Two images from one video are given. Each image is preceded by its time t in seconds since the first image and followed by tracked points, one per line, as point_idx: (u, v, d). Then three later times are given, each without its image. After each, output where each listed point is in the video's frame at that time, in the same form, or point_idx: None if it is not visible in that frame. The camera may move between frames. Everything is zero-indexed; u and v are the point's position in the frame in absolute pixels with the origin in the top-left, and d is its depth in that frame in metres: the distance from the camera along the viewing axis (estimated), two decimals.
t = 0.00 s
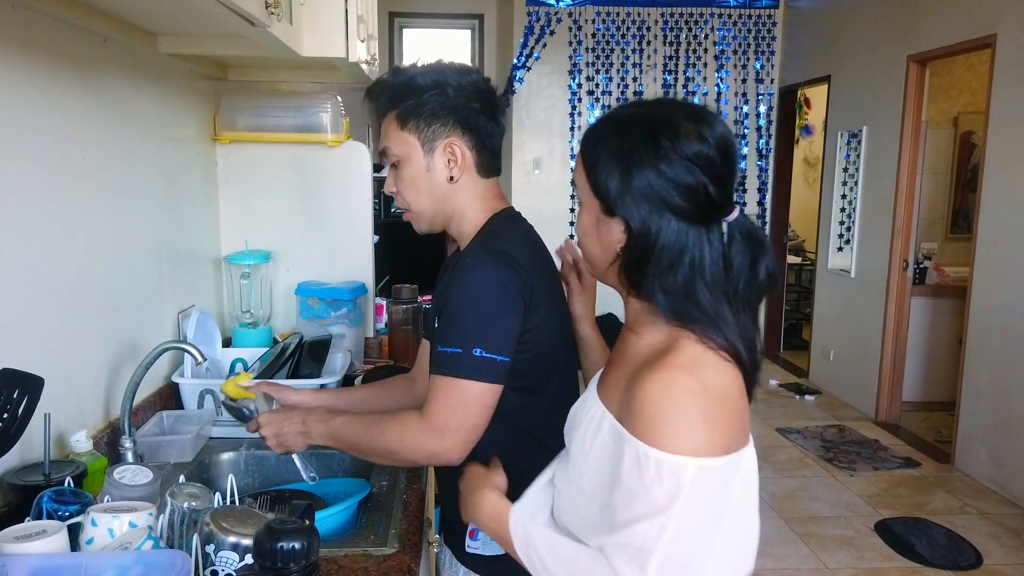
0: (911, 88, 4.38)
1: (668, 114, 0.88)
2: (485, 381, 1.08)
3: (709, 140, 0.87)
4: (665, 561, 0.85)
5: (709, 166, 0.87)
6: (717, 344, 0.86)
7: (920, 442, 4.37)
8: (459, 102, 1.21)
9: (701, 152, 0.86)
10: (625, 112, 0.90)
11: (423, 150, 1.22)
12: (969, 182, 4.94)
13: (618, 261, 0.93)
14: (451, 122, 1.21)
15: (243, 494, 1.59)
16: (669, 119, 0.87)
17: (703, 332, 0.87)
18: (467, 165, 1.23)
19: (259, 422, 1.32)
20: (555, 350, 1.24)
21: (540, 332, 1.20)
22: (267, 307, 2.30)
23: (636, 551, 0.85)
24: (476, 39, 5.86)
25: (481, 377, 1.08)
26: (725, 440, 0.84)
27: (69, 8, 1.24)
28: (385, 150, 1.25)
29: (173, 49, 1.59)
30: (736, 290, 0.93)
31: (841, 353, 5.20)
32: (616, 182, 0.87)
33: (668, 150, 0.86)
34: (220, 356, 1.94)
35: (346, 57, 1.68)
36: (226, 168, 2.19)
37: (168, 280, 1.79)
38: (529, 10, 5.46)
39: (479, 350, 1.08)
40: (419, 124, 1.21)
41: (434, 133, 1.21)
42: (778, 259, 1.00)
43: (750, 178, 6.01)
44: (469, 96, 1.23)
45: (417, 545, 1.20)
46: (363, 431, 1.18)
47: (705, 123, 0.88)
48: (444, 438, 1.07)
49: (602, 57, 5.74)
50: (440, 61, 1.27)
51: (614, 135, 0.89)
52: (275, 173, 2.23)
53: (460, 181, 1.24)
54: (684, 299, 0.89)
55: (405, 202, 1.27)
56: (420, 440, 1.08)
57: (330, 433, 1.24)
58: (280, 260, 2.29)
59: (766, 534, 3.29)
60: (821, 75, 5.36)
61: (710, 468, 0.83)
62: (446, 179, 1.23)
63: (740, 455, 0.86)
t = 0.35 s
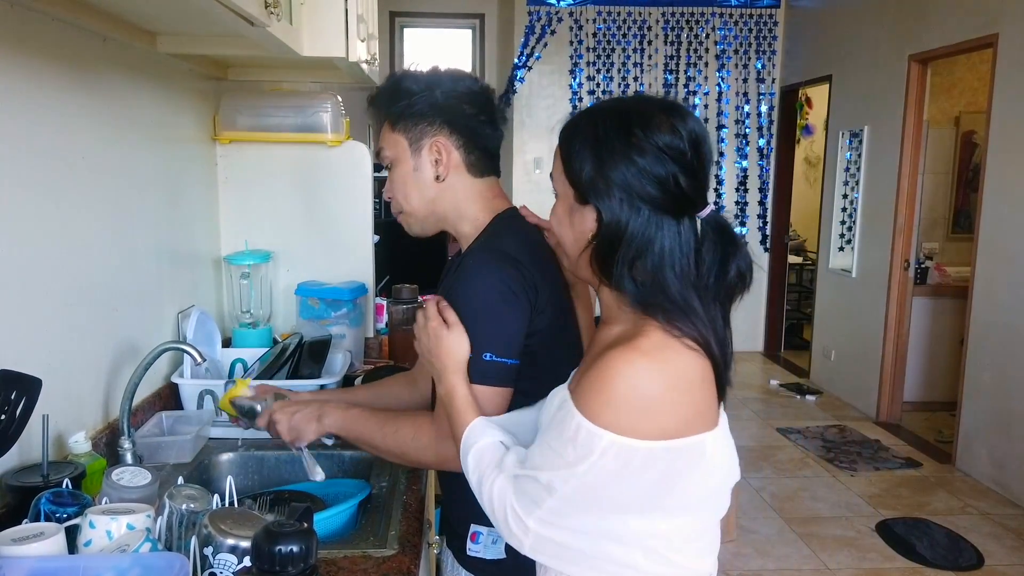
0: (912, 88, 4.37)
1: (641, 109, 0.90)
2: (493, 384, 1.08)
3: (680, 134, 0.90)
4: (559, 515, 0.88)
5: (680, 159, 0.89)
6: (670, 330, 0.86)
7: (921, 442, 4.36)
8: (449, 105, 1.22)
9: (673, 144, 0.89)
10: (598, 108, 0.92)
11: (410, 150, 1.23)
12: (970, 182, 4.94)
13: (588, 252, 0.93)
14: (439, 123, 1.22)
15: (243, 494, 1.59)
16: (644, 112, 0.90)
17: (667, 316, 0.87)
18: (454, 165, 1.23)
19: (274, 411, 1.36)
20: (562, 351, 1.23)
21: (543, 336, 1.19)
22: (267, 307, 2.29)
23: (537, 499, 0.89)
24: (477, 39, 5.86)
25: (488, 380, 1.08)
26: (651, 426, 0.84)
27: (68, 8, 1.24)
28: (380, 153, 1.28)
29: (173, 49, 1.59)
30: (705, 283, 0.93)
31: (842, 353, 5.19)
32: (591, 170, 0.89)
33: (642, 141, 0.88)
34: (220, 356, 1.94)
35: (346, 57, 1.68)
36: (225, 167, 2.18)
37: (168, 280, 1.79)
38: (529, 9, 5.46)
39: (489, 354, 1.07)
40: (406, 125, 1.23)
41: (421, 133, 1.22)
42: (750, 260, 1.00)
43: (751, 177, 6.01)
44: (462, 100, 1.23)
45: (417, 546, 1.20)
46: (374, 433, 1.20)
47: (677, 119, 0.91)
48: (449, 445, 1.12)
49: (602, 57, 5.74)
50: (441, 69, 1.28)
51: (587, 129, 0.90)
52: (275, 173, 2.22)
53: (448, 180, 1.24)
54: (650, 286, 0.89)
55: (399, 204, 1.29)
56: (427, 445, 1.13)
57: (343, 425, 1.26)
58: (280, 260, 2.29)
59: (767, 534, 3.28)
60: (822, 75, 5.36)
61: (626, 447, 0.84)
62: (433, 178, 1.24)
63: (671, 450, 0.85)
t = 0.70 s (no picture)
0: (914, 86, 4.37)
1: (627, 110, 0.88)
2: (468, 373, 1.08)
3: (666, 139, 0.87)
4: (544, 519, 0.85)
5: (663, 165, 0.87)
6: (646, 324, 0.85)
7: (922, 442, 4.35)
8: (419, 123, 1.22)
9: (657, 149, 0.87)
10: (585, 107, 0.90)
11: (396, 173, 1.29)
12: (971, 181, 4.93)
13: (568, 248, 0.93)
14: (413, 148, 1.23)
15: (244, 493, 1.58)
16: (630, 114, 0.88)
17: (644, 316, 0.86)
18: (430, 183, 1.25)
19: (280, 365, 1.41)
20: (553, 342, 1.22)
21: (531, 327, 1.19)
22: (268, 307, 2.29)
23: (520, 502, 0.86)
24: (478, 39, 5.85)
25: (462, 368, 1.08)
26: (629, 418, 0.83)
27: (67, 6, 1.23)
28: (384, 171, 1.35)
29: (173, 48, 1.58)
30: (686, 287, 0.91)
31: (844, 353, 5.18)
32: (574, 169, 0.88)
33: (626, 145, 0.86)
34: (221, 355, 1.93)
35: (347, 56, 1.68)
36: (226, 166, 2.18)
37: (169, 279, 1.79)
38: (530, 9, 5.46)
39: (462, 343, 1.09)
40: (388, 148, 1.28)
41: (399, 157, 1.27)
42: (736, 267, 0.98)
43: (752, 177, 6.00)
44: (439, 111, 1.22)
45: (418, 546, 1.19)
46: (358, 400, 1.24)
47: (664, 123, 0.89)
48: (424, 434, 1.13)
49: (604, 56, 5.74)
50: (421, 77, 1.26)
51: (572, 127, 0.89)
52: (275, 172, 2.22)
53: (428, 197, 1.27)
54: (627, 286, 0.88)
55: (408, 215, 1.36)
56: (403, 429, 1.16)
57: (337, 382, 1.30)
58: (280, 260, 2.29)
59: (768, 534, 3.28)
60: (823, 74, 5.35)
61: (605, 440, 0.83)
62: (417, 197, 1.28)
63: (650, 440, 0.85)
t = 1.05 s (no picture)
0: (915, 87, 4.36)
1: (601, 115, 0.89)
2: (475, 372, 1.11)
3: (642, 138, 0.88)
4: (540, 512, 0.85)
5: (645, 163, 0.88)
6: (644, 320, 0.86)
7: (923, 443, 4.35)
8: (445, 116, 1.22)
9: (636, 149, 0.87)
10: (559, 117, 0.91)
11: (414, 163, 1.25)
12: (972, 181, 4.93)
13: (564, 261, 0.93)
14: (439, 137, 1.23)
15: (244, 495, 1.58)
16: (603, 120, 0.88)
17: (641, 311, 0.87)
18: (456, 175, 1.24)
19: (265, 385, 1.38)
20: (551, 341, 1.22)
21: (529, 324, 1.18)
22: (268, 307, 2.29)
23: (516, 494, 0.86)
24: (479, 39, 5.85)
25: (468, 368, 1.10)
26: (626, 410, 0.84)
27: (65, 7, 1.23)
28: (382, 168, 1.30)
29: (172, 48, 1.58)
30: (684, 277, 0.93)
31: (845, 353, 5.18)
32: (559, 185, 0.87)
33: (605, 152, 0.87)
34: (221, 356, 1.93)
35: (346, 56, 1.68)
36: (225, 167, 2.17)
37: (168, 280, 1.79)
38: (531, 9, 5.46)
39: (468, 341, 1.11)
40: (408, 140, 1.24)
41: (423, 147, 1.23)
42: (727, 247, 1.00)
43: (753, 177, 6.00)
44: (455, 109, 1.23)
45: (416, 547, 1.20)
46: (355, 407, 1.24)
47: (638, 122, 0.90)
48: (431, 430, 1.15)
49: (604, 57, 5.73)
50: (430, 78, 1.28)
51: (550, 140, 0.89)
52: (275, 173, 2.22)
53: (452, 189, 1.25)
54: (625, 285, 0.89)
55: (406, 217, 1.31)
56: (409, 431, 1.16)
57: (327, 401, 1.30)
58: (280, 260, 2.29)
59: (768, 535, 3.27)
60: (824, 75, 5.34)
61: (602, 428, 0.83)
62: (437, 189, 1.25)
63: (644, 433, 0.85)
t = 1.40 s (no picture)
0: (920, 87, 4.34)
1: (584, 119, 0.90)
2: (489, 389, 1.08)
3: (627, 138, 0.89)
4: (547, 517, 0.84)
5: (631, 162, 0.89)
6: (636, 318, 0.86)
7: (928, 444, 4.34)
8: (463, 108, 1.23)
9: (622, 148, 0.88)
10: (544, 125, 0.92)
11: (435, 158, 1.22)
12: (977, 182, 4.91)
13: (556, 266, 0.93)
14: (462, 130, 1.23)
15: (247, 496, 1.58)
16: (587, 124, 0.90)
17: (634, 308, 0.87)
18: (479, 173, 1.23)
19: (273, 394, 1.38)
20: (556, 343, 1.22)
21: (554, 336, 1.12)
22: (272, 309, 2.28)
23: (523, 500, 0.86)
24: (482, 40, 5.85)
25: (485, 385, 1.07)
26: (624, 406, 0.84)
27: (69, 9, 1.23)
28: (392, 160, 1.25)
29: (176, 49, 1.58)
30: (673, 273, 0.93)
31: (849, 354, 5.17)
32: (547, 190, 0.88)
33: (591, 154, 0.87)
34: (225, 357, 1.93)
35: (351, 57, 1.68)
36: (230, 167, 2.18)
37: (173, 281, 1.79)
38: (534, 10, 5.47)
39: (485, 359, 1.07)
40: (429, 131, 1.22)
41: (445, 141, 1.22)
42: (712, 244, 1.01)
43: (757, 177, 5.99)
44: (472, 101, 1.24)
45: (420, 549, 1.20)
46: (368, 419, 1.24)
47: (621, 124, 0.91)
48: (445, 445, 1.13)
49: (608, 57, 5.73)
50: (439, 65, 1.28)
51: (538, 146, 0.90)
52: (279, 173, 2.22)
53: (473, 188, 1.24)
54: (618, 284, 0.89)
55: (416, 212, 1.27)
56: (423, 444, 1.15)
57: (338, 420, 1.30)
58: (284, 261, 2.29)
59: (772, 536, 3.27)
60: (828, 75, 5.34)
61: (605, 426, 0.83)
62: (459, 186, 1.24)
63: (645, 429, 0.85)
